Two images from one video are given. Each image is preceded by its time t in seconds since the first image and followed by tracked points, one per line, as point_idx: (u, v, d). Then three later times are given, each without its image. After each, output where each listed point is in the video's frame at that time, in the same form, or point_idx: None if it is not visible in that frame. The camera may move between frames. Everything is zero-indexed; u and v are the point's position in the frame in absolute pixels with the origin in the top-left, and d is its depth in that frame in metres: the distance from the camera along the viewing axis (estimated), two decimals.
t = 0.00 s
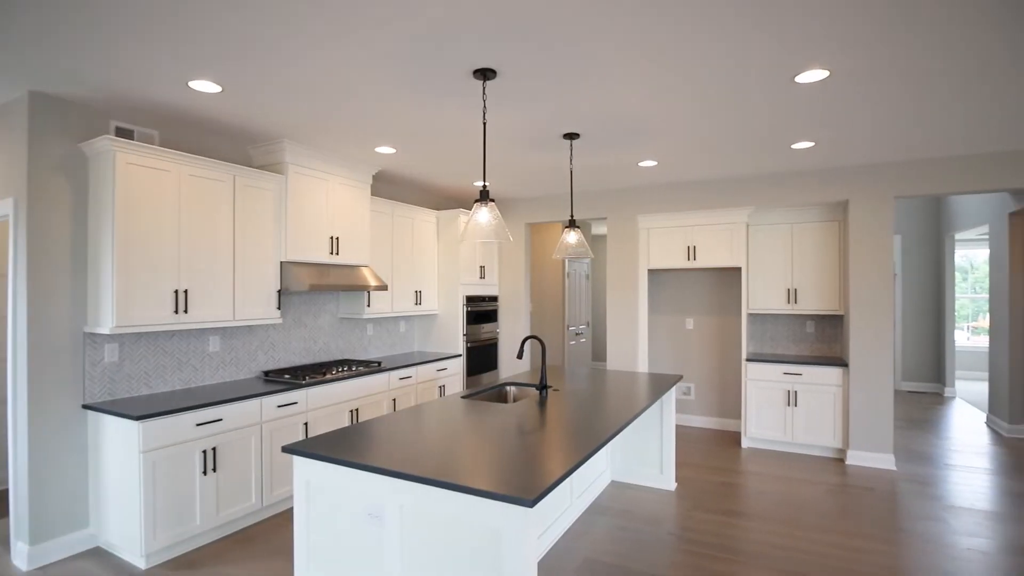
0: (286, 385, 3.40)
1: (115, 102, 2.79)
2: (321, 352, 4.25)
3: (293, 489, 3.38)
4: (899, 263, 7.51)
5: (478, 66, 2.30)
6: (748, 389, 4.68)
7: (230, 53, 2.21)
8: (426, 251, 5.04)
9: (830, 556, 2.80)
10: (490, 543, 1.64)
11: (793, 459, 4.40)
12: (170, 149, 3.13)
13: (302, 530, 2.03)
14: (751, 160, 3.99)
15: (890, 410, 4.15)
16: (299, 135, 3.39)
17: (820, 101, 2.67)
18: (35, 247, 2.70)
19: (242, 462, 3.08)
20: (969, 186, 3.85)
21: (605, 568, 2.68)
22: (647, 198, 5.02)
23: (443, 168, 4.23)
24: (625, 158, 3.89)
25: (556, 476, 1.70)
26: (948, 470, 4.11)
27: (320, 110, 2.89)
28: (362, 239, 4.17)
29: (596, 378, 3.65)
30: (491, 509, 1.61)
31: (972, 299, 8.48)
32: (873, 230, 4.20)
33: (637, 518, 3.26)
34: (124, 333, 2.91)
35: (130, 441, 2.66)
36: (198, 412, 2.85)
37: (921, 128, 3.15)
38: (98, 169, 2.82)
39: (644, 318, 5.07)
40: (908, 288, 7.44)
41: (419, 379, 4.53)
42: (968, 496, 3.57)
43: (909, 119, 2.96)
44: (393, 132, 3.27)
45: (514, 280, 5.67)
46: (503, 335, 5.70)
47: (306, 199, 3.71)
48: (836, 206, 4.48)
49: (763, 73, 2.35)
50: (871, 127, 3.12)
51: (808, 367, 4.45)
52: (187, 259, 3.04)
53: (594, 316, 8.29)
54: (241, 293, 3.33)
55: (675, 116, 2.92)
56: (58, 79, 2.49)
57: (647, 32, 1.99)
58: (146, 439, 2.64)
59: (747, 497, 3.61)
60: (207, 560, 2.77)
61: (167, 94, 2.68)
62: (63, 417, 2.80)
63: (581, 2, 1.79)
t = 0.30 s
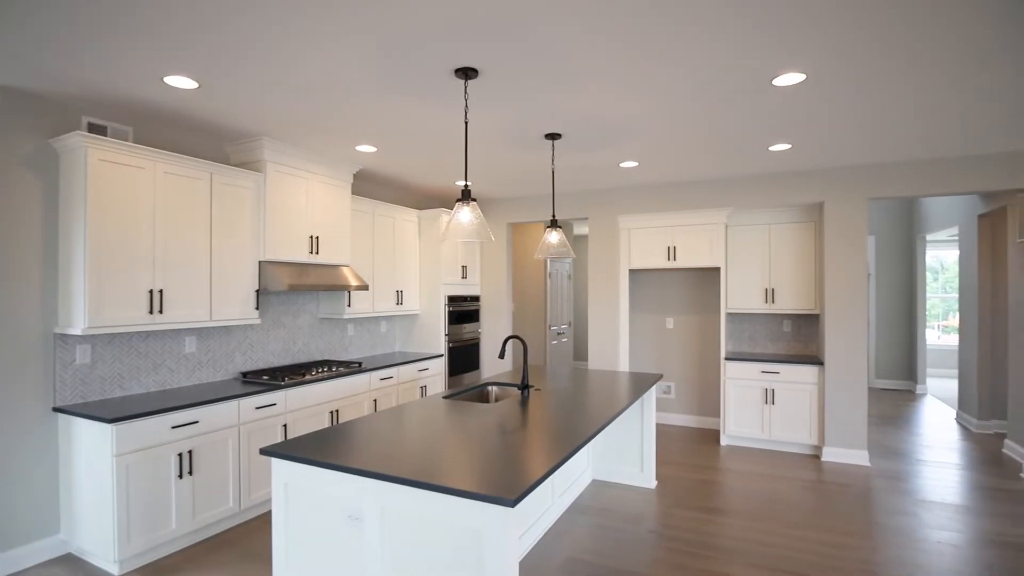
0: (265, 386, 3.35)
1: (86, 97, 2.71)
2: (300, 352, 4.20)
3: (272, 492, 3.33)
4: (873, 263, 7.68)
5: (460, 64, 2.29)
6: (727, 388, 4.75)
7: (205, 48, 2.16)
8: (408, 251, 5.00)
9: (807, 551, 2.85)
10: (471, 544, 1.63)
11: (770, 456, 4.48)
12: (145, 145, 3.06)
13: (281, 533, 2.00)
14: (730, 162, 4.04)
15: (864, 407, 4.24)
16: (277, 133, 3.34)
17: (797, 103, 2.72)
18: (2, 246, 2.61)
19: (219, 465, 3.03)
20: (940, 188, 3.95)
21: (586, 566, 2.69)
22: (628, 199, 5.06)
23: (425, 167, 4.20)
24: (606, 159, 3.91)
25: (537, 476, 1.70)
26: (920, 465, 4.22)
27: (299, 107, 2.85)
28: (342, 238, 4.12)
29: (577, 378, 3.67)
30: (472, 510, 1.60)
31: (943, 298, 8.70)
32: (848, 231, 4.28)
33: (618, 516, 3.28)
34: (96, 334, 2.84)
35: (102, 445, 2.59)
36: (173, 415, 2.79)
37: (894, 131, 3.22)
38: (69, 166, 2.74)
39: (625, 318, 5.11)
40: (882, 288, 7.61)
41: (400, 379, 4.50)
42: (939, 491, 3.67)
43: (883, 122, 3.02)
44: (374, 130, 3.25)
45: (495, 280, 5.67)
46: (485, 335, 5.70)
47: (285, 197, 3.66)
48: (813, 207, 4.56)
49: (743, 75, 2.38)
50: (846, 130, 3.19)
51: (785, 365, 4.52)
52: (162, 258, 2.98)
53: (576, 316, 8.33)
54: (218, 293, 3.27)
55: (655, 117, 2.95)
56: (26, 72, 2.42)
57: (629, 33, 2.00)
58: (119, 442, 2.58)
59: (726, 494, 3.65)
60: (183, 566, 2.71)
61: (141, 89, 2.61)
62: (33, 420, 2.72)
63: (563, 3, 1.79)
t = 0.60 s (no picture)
0: (241, 388, 3.29)
1: (54, 92, 2.64)
2: (278, 353, 4.14)
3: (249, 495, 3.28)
4: (846, 263, 7.85)
5: (441, 63, 2.28)
6: (705, 386, 4.81)
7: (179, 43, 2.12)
8: (388, 250, 4.97)
9: (782, 545, 2.90)
10: (451, 544, 1.63)
11: (747, 453, 4.55)
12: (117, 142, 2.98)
13: (258, 537, 1.97)
14: (708, 163, 4.10)
15: (837, 405, 4.33)
16: (254, 130, 3.28)
17: (772, 106, 2.77)
18: None
19: (194, 468, 2.97)
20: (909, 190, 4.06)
21: (566, 565, 2.70)
22: (609, 199, 5.10)
23: (405, 166, 4.17)
24: (587, 160, 3.93)
25: (517, 476, 1.70)
26: (891, 461, 4.33)
27: (277, 104, 2.81)
28: (321, 238, 4.08)
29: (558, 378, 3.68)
30: (453, 511, 1.60)
31: (913, 298, 8.94)
32: (822, 232, 4.38)
33: (598, 515, 3.30)
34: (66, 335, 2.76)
35: (72, 449, 2.52)
36: (146, 417, 2.73)
37: (866, 134, 3.30)
38: (37, 162, 2.66)
39: (605, 318, 5.14)
40: (854, 288, 7.79)
41: (380, 380, 4.46)
42: (909, 485, 3.77)
43: (855, 125, 3.10)
44: (353, 129, 3.22)
45: (476, 280, 5.66)
46: (466, 334, 5.68)
47: (262, 196, 3.61)
48: (788, 209, 4.65)
49: (721, 77, 2.41)
50: (821, 132, 3.25)
51: (762, 364, 4.60)
52: (135, 258, 2.91)
53: (557, 316, 8.36)
54: (192, 293, 3.20)
55: (635, 118, 2.97)
56: None
57: (610, 34, 2.01)
58: (90, 446, 2.51)
59: (705, 491, 3.70)
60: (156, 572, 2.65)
61: (112, 85, 2.55)
62: None
63: (543, 3, 1.80)
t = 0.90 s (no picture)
0: (215, 390, 3.23)
1: (19, 86, 2.56)
2: (254, 354, 4.07)
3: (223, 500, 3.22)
4: (819, 263, 8.03)
5: (420, 62, 2.27)
6: (682, 385, 4.87)
7: (151, 38, 2.07)
8: (366, 250, 4.93)
9: (757, 540, 2.96)
10: (429, 545, 1.62)
11: (723, 450, 4.62)
12: (86, 138, 2.90)
13: (233, 541, 1.94)
14: (684, 165, 4.16)
15: (810, 402, 4.43)
16: (229, 128, 3.23)
17: (747, 109, 2.82)
18: None
19: (167, 472, 2.90)
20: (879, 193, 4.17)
21: (545, 564, 2.72)
22: (587, 199, 5.13)
23: (384, 165, 4.14)
24: (565, 160, 3.95)
25: (496, 476, 1.71)
26: (861, 456, 4.44)
27: (253, 102, 2.77)
28: (298, 237, 4.02)
29: (537, 377, 3.69)
30: (431, 512, 1.59)
31: (882, 297, 9.17)
32: (795, 233, 4.47)
33: (578, 513, 3.33)
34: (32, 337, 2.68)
35: (39, 454, 2.45)
36: (116, 420, 2.66)
37: (837, 137, 3.38)
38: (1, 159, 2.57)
39: (584, 317, 5.17)
40: (826, 287, 7.97)
41: (359, 381, 4.42)
42: (878, 480, 3.87)
43: (827, 128, 3.17)
44: (331, 127, 3.18)
45: (456, 279, 5.64)
46: (445, 335, 5.67)
47: (237, 195, 3.55)
48: (762, 210, 4.74)
49: (697, 79, 2.44)
50: (793, 135, 3.33)
51: (737, 362, 4.68)
52: (105, 257, 2.84)
53: (536, 315, 8.39)
54: (165, 294, 3.14)
55: (613, 120, 3.00)
56: None
57: (588, 34, 2.02)
58: (58, 451, 2.44)
59: (682, 488, 3.75)
60: None
61: (81, 80, 2.48)
62: None
63: (522, 4, 1.81)
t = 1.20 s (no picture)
0: (188, 392, 3.16)
1: None
2: (228, 355, 4.00)
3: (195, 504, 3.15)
4: (791, 264, 8.20)
5: (397, 61, 2.26)
6: (659, 384, 4.93)
7: (120, 32, 2.02)
8: (343, 250, 4.87)
9: (732, 536, 3.01)
10: (407, 547, 1.61)
11: (699, 448, 4.69)
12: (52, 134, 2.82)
13: (206, 546, 1.90)
14: (661, 166, 4.21)
15: (783, 399, 4.52)
16: (202, 124, 3.17)
17: (722, 112, 2.87)
18: None
19: (137, 477, 2.83)
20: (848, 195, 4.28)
21: (523, 563, 2.72)
22: (566, 200, 5.16)
23: (362, 164, 4.10)
24: (544, 161, 3.97)
25: (474, 476, 1.71)
26: (832, 452, 4.54)
27: (228, 98, 2.72)
28: (273, 236, 3.96)
29: (516, 377, 3.70)
30: (409, 513, 1.59)
31: (853, 297, 9.40)
32: (768, 234, 4.56)
33: (556, 513, 3.34)
34: None
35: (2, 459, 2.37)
36: (84, 424, 2.59)
37: (809, 141, 3.46)
38: None
39: (562, 317, 5.20)
40: (799, 287, 8.15)
41: (336, 382, 4.37)
42: (848, 475, 3.97)
43: (799, 132, 3.24)
44: (307, 125, 3.14)
45: (434, 279, 5.62)
46: (424, 335, 5.64)
47: (210, 193, 3.48)
48: (737, 212, 4.82)
49: (673, 82, 2.48)
50: (767, 138, 3.40)
51: (712, 361, 4.75)
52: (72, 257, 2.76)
53: (515, 315, 8.40)
54: (135, 294, 3.06)
55: (591, 121, 3.03)
56: None
57: (565, 37, 2.04)
58: (23, 456, 2.36)
59: (659, 486, 3.80)
60: None
61: (47, 74, 2.41)
62: None
63: (500, 4, 1.81)
